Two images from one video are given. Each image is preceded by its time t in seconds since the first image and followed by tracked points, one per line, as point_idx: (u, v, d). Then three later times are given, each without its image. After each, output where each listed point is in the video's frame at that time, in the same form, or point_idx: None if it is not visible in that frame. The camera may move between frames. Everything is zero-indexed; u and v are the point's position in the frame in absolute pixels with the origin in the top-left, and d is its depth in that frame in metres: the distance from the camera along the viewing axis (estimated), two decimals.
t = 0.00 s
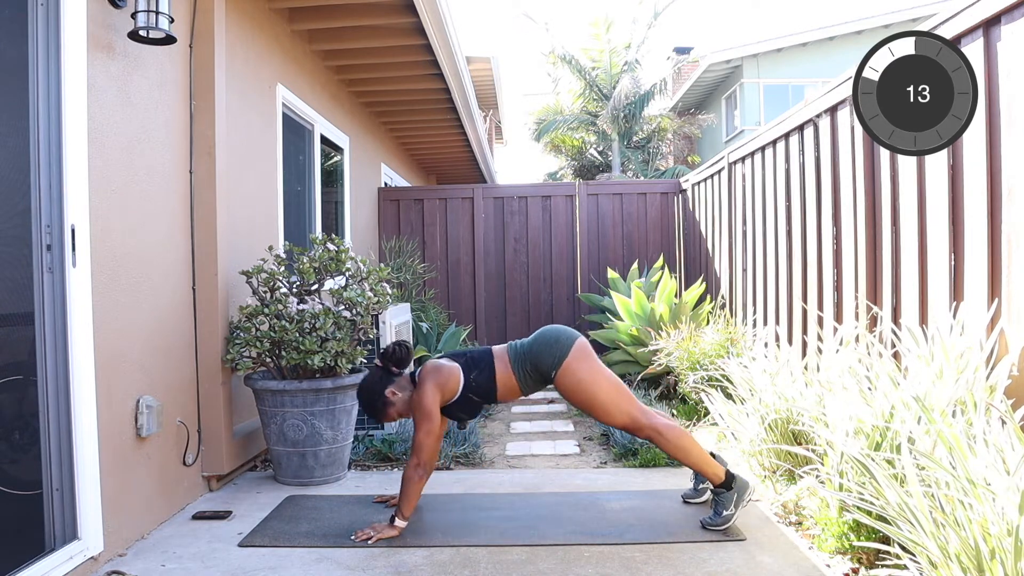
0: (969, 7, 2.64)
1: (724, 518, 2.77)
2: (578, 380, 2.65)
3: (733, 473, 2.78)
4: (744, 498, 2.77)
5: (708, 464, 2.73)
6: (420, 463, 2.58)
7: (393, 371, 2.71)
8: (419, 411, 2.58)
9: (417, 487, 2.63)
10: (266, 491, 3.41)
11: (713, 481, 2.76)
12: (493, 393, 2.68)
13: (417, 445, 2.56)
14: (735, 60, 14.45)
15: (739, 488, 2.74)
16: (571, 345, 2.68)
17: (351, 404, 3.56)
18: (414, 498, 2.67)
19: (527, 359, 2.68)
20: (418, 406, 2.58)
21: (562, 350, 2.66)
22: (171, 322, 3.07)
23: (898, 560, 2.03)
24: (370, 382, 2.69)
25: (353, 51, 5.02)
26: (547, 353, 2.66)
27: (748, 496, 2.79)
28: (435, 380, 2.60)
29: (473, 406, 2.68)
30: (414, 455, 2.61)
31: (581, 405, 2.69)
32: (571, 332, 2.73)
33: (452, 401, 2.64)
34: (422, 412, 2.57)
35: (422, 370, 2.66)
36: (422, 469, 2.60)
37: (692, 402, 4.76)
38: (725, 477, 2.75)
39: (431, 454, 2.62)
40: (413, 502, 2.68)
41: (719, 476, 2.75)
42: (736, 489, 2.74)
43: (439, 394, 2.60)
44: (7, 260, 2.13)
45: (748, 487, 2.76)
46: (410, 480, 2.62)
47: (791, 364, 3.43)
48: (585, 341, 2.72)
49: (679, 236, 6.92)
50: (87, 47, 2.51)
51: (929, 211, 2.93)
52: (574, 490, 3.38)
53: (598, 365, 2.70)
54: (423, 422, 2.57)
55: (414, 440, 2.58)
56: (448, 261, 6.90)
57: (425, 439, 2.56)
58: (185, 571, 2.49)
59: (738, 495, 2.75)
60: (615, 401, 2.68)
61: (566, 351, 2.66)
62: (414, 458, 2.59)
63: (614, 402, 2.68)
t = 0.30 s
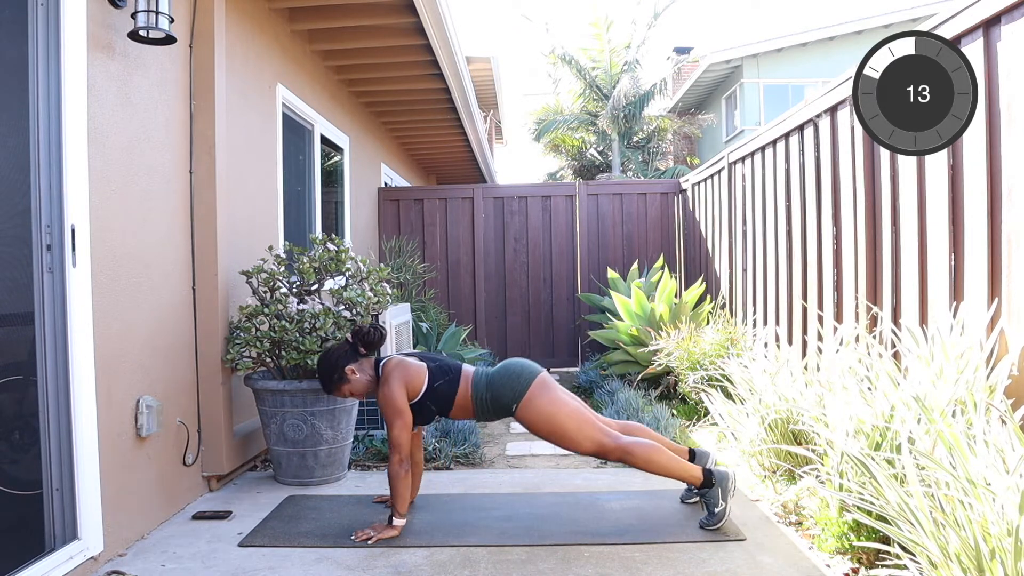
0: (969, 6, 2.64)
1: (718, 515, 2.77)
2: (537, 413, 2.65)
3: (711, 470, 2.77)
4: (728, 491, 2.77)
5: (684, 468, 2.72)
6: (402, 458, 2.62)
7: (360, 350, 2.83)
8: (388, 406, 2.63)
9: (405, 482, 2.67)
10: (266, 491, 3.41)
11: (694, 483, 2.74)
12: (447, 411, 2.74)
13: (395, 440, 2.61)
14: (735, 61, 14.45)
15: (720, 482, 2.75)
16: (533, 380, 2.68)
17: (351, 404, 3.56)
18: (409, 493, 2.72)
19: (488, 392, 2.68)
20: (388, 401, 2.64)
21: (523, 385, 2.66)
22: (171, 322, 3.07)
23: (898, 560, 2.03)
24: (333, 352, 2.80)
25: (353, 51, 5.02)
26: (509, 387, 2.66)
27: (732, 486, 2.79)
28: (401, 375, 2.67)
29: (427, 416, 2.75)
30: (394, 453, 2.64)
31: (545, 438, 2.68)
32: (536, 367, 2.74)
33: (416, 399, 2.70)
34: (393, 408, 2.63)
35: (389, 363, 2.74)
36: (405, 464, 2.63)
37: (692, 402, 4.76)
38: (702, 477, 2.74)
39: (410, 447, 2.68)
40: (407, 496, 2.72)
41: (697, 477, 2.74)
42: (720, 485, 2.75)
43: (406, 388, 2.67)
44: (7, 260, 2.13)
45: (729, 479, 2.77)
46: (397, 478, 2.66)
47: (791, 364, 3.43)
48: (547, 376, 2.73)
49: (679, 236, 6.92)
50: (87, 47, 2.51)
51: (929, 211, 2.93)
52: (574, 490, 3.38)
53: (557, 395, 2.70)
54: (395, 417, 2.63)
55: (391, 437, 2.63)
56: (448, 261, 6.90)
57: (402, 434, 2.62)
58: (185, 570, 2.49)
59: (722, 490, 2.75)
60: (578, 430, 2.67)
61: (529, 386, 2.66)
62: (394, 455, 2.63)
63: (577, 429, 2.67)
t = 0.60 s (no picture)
0: (969, 6, 2.64)
1: (711, 512, 2.77)
2: (508, 454, 2.69)
3: (689, 472, 2.81)
4: (711, 486, 2.78)
5: (661, 476, 2.75)
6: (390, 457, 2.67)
7: (355, 342, 2.89)
8: (375, 408, 2.68)
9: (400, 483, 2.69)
10: (266, 491, 3.41)
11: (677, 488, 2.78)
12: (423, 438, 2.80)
13: (383, 438, 2.67)
14: (735, 60, 14.45)
15: (699, 480, 2.77)
16: (502, 423, 2.71)
17: (351, 404, 3.56)
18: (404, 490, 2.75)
19: (460, 433, 2.72)
20: (375, 403, 2.68)
21: (492, 427, 2.70)
22: (171, 322, 3.07)
23: (898, 560, 2.03)
24: (327, 336, 2.87)
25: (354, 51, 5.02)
26: (479, 430, 2.70)
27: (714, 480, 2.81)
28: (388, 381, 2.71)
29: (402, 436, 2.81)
30: (384, 454, 2.69)
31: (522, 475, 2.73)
32: (506, 407, 2.77)
33: (401, 406, 2.73)
34: (378, 411, 2.67)
35: (378, 364, 2.77)
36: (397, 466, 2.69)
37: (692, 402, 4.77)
38: (682, 480, 2.78)
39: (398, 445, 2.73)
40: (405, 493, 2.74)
41: (677, 481, 2.78)
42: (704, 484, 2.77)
43: (394, 392, 2.71)
44: (7, 260, 2.13)
45: (707, 474, 2.79)
46: (390, 478, 2.68)
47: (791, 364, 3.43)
48: (516, 417, 2.75)
49: (679, 236, 6.92)
50: (87, 47, 2.51)
51: (929, 211, 2.93)
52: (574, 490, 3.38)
53: (526, 432, 2.73)
54: (382, 419, 2.67)
55: (380, 436, 2.68)
56: (448, 261, 6.90)
57: (389, 434, 2.68)
58: (184, 571, 2.49)
59: (705, 488, 2.76)
60: (552, 463, 2.71)
61: (497, 428, 2.69)
62: (384, 454, 2.69)
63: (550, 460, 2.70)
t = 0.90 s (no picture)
0: (969, 6, 2.64)
1: (704, 513, 2.75)
2: (495, 482, 2.73)
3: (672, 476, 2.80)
4: (697, 488, 2.76)
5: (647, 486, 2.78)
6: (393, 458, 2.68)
7: (377, 340, 2.89)
8: (377, 410, 2.68)
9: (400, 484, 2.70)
10: (266, 491, 3.41)
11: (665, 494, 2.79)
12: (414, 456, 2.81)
13: (383, 439, 2.68)
14: (735, 60, 14.45)
15: (683, 483, 2.75)
16: (486, 452, 2.74)
17: (351, 404, 3.56)
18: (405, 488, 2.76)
19: (445, 459, 2.75)
20: (377, 406, 2.67)
21: (474, 458, 2.73)
22: (171, 322, 3.07)
23: (898, 560, 2.03)
24: (352, 321, 2.87)
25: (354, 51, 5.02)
26: (464, 457, 2.73)
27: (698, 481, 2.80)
28: (394, 386, 2.71)
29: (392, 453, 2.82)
30: (383, 455, 2.69)
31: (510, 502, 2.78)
32: (491, 435, 2.80)
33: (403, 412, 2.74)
34: (379, 413, 2.68)
35: (387, 365, 2.77)
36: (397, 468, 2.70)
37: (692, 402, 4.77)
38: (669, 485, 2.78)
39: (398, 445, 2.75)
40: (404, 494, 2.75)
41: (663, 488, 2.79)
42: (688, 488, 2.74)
43: (396, 398, 2.71)
44: (6, 260, 2.12)
45: (690, 476, 2.77)
46: (391, 479, 2.68)
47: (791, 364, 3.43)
48: (498, 445, 2.78)
49: (679, 236, 6.92)
50: (87, 47, 2.51)
51: (930, 211, 2.93)
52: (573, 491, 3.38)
53: (514, 458, 2.77)
54: (382, 421, 2.68)
55: (380, 437, 2.69)
56: (448, 261, 6.90)
57: (389, 436, 2.69)
58: (184, 571, 2.49)
59: (690, 491, 2.74)
60: (539, 488, 2.77)
61: (482, 456, 2.72)
62: (384, 454, 2.70)
63: (537, 484, 2.76)
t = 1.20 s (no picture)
0: (969, 6, 2.64)
1: (704, 517, 2.73)
2: (487, 500, 2.73)
3: (666, 488, 2.74)
4: (693, 496, 2.71)
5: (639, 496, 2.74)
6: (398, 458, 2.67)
7: (404, 344, 2.91)
8: (391, 408, 2.68)
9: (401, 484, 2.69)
10: (266, 491, 3.41)
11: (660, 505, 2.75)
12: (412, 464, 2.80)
13: (391, 438, 2.68)
14: (735, 60, 14.45)
15: (678, 495, 2.70)
16: (485, 466, 2.75)
17: (351, 404, 3.56)
18: (406, 489, 2.75)
19: (443, 472, 2.75)
20: (392, 404, 2.68)
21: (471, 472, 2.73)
22: (171, 322, 3.07)
23: (898, 560, 2.03)
24: (389, 315, 2.91)
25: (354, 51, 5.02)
26: (462, 470, 2.73)
27: (693, 488, 2.75)
28: (412, 388, 2.73)
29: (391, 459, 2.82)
30: (389, 454, 2.68)
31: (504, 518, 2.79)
32: (490, 450, 2.81)
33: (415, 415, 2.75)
34: (391, 412, 2.68)
35: (408, 366, 2.79)
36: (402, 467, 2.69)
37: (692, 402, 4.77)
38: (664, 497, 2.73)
39: (405, 447, 2.74)
40: (406, 495, 2.75)
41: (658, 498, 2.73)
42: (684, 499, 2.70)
43: (411, 399, 2.72)
44: (6, 260, 2.12)
45: (684, 486, 2.72)
46: (393, 478, 2.67)
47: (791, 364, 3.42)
48: (496, 460, 2.79)
49: (679, 236, 6.92)
50: (87, 47, 2.51)
51: (929, 211, 2.93)
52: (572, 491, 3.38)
53: (506, 474, 2.77)
54: (394, 421, 2.68)
55: (389, 436, 2.69)
56: (448, 261, 6.90)
57: (399, 436, 2.68)
58: (184, 571, 2.49)
59: (688, 502, 2.69)
60: (533, 502, 2.76)
61: (480, 470, 2.73)
62: (391, 454, 2.68)
63: (529, 498, 2.75)
